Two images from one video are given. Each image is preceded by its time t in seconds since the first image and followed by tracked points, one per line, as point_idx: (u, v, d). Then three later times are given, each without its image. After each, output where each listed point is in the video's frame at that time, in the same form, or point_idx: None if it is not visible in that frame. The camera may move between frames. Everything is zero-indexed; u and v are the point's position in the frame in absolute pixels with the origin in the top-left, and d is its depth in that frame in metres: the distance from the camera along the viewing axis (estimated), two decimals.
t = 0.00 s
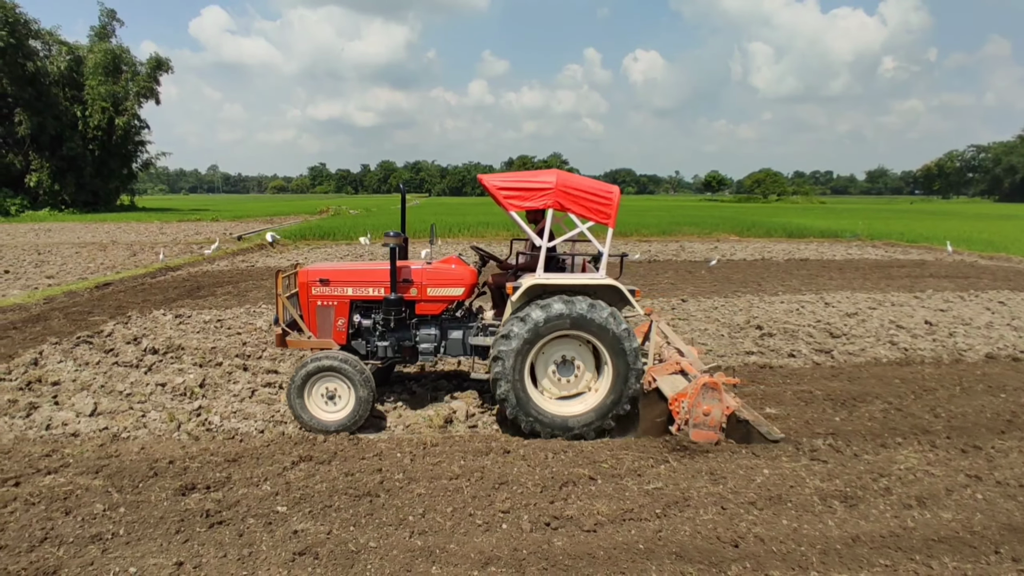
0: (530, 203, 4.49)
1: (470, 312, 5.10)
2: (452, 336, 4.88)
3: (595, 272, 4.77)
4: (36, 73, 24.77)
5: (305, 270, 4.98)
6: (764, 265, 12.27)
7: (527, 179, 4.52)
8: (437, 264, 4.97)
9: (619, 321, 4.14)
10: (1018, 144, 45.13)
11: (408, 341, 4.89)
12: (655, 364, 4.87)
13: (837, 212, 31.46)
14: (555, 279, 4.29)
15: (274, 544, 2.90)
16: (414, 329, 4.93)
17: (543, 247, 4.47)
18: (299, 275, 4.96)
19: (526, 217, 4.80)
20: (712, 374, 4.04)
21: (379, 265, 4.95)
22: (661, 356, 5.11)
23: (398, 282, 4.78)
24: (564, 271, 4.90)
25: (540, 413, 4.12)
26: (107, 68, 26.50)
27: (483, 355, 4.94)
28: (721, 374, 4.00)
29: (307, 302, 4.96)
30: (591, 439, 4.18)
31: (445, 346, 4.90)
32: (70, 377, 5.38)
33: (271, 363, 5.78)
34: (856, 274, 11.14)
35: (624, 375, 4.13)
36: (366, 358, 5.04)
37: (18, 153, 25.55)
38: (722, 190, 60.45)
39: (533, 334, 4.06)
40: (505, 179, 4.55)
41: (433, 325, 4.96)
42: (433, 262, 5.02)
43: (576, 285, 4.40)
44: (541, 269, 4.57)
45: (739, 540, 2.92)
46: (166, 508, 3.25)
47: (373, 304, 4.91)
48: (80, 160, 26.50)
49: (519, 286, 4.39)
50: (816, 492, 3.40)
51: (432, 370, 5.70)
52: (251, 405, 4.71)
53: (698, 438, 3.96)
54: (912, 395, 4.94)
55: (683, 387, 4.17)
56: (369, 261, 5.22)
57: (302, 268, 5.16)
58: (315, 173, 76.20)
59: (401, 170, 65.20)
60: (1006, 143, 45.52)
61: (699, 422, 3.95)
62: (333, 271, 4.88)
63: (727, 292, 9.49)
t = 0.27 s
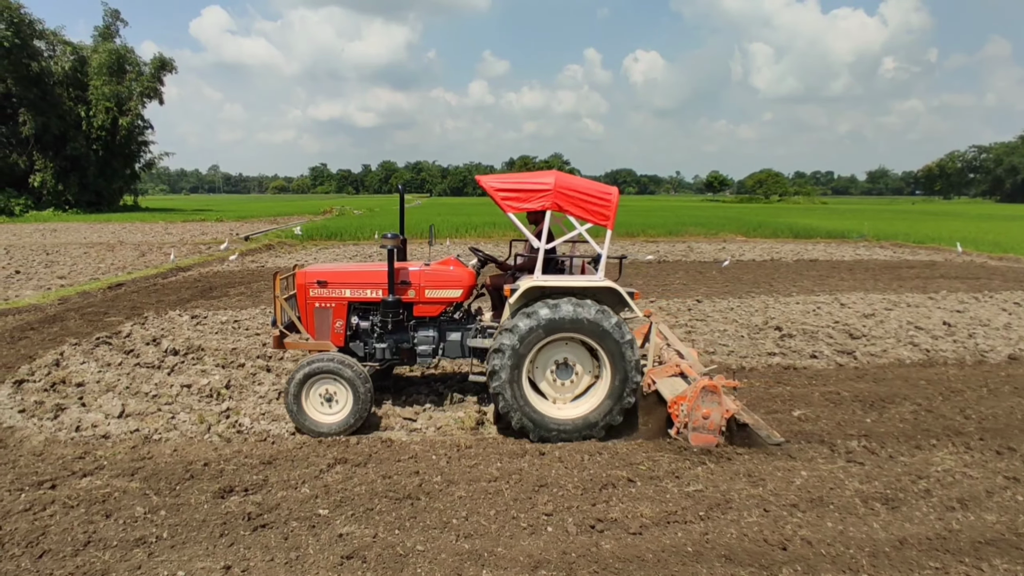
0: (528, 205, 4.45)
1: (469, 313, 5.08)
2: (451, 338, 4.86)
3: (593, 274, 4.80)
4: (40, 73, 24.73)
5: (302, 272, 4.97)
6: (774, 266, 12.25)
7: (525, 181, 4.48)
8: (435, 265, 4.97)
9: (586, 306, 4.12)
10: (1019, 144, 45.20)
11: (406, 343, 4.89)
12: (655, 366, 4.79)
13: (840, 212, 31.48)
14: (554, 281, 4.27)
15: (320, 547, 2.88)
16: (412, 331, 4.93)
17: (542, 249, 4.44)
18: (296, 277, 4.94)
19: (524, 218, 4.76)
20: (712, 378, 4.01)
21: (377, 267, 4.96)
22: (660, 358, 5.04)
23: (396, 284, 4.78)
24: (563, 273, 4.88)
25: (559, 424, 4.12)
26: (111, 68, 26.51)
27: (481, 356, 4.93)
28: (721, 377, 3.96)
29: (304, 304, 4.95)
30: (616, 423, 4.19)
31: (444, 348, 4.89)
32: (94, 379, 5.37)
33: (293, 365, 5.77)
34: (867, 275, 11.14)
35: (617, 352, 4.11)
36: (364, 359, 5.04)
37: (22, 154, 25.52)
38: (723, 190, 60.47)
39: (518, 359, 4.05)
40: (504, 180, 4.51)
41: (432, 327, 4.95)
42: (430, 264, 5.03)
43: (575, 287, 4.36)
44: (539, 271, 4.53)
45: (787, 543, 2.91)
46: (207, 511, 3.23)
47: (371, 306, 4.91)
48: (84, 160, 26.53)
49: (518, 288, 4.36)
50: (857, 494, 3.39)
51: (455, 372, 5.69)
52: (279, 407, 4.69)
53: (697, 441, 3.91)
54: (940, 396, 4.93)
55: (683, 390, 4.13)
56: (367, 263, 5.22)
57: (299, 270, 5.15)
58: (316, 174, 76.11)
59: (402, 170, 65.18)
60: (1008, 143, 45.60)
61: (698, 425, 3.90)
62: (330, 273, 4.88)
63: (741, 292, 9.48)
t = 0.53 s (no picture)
0: (528, 206, 4.44)
1: (468, 314, 5.08)
2: (450, 339, 4.86)
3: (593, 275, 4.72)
4: (45, 74, 24.73)
5: (299, 273, 4.93)
6: (784, 266, 12.27)
7: (524, 182, 4.46)
8: (434, 266, 4.96)
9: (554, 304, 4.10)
10: (1021, 145, 45.30)
11: (405, 344, 4.88)
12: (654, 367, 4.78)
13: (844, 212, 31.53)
14: (553, 282, 4.26)
15: (368, 548, 2.87)
16: (411, 332, 4.92)
17: (541, 250, 4.42)
18: (292, 278, 4.90)
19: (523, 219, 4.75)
20: (711, 379, 4.00)
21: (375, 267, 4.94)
22: (660, 358, 5.01)
23: (395, 285, 4.76)
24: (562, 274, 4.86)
25: (582, 423, 4.12)
26: (115, 69, 26.55)
27: (480, 358, 4.94)
28: (721, 378, 3.95)
29: (301, 306, 4.91)
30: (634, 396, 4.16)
31: (443, 350, 4.89)
32: (119, 380, 5.38)
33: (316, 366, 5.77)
34: (879, 275, 11.15)
35: (603, 334, 4.08)
36: (362, 361, 5.02)
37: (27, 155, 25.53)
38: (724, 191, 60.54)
39: (515, 383, 4.06)
40: (503, 181, 4.50)
41: (431, 328, 4.95)
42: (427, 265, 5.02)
43: (573, 288, 4.36)
44: (538, 272, 4.52)
45: (833, 543, 2.93)
46: (249, 512, 3.23)
47: (369, 307, 4.89)
48: (88, 161, 26.53)
49: (517, 289, 4.35)
50: (897, 493, 3.40)
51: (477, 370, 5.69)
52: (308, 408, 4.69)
53: (697, 443, 3.91)
54: (967, 396, 4.94)
55: (683, 392, 4.13)
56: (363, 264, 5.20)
57: (296, 271, 5.11)
58: (317, 175, 76.09)
59: (402, 171, 65.19)
60: (1009, 144, 45.71)
61: (697, 427, 3.91)
62: (328, 274, 4.86)
63: (754, 292, 9.48)
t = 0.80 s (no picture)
0: (526, 207, 4.48)
1: (465, 315, 5.10)
2: (448, 340, 4.88)
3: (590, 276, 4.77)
4: (50, 74, 24.75)
5: (298, 274, 4.97)
6: (794, 267, 12.30)
7: (523, 183, 4.51)
8: (432, 268, 4.99)
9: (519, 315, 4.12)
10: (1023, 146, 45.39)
11: (404, 345, 4.90)
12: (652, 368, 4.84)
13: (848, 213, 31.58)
14: (551, 283, 4.29)
15: (415, 546, 2.90)
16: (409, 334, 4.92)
17: (539, 251, 4.47)
18: (291, 280, 4.93)
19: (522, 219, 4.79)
20: (709, 379, 4.04)
21: (373, 269, 4.98)
22: (657, 359, 5.03)
23: (393, 287, 4.81)
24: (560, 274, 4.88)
25: (599, 411, 4.13)
26: (121, 70, 26.66)
27: (477, 358, 4.97)
28: (718, 378, 3.99)
29: (300, 307, 4.95)
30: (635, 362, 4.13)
31: (440, 350, 4.92)
32: (144, 380, 5.41)
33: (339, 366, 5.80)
34: (890, 276, 11.18)
35: (577, 323, 4.08)
36: (360, 362, 5.05)
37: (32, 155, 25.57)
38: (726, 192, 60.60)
39: (519, 405, 4.10)
40: (501, 182, 4.53)
41: (429, 329, 4.97)
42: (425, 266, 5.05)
43: (570, 289, 4.39)
44: (537, 273, 4.56)
45: (873, 541, 2.97)
46: (292, 511, 3.25)
47: (368, 309, 4.94)
48: (93, 161, 26.58)
49: (515, 290, 4.38)
50: (931, 492, 3.44)
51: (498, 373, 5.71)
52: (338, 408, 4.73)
53: (694, 442, 3.93)
54: (991, 397, 4.97)
55: (681, 391, 4.17)
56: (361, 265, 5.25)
57: (295, 273, 5.15)
58: (318, 175, 76.10)
59: (404, 171, 65.25)
60: (1012, 145, 45.80)
61: (695, 426, 3.93)
62: (327, 276, 4.90)
63: (767, 293, 9.51)
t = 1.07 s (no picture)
0: (516, 210, 4.46)
1: (459, 318, 5.13)
2: (442, 343, 4.92)
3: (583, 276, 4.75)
4: (55, 75, 24.85)
5: (289, 281, 4.94)
6: (803, 267, 12.32)
7: (512, 185, 4.48)
8: (425, 272, 5.01)
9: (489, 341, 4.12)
10: None
11: (398, 350, 4.93)
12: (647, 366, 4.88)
13: (852, 214, 31.62)
14: (542, 284, 4.30)
15: (459, 545, 2.92)
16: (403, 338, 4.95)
17: (530, 253, 4.45)
18: (281, 287, 4.90)
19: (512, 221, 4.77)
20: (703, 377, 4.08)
21: (364, 274, 4.97)
22: (652, 357, 5.05)
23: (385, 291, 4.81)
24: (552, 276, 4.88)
25: (606, 392, 4.16)
26: (126, 71, 26.86)
27: (472, 361, 5.01)
28: (712, 375, 4.03)
29: (292, 314, 4.93)
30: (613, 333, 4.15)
31: (435, 354, 4.96)
32: (167, 381, 5.44)
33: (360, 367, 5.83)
34: (900, 276, 11.21)
35: (543, 325, 4.09)
36: (354, 368, 5.06)
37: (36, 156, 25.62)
38: (728, 193, 60.66)
39: (528, 423, 4.13)
40: (490, 185, 4.51)
41: (423, 333, 5.01)
42: (417, 269, 5.07)
43: (560, 291, 4.41)
44: (528, 275, 4.54)
45: (913, 540, 2.99)
46: (331, 511, 3.26)
47: (360, 314, 4.94)
48: (97, 162, 26.66)
49: (507, 293, 4.41)
50: (963, 492, 3.47)
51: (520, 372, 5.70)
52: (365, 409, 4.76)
53: (689, 440, 3.99)
54: (1013, 397, 5.00)
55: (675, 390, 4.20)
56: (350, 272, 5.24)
57: (285, 279, 5.13)
58: (320, 176, 76.19)
59: (405, 171, 65.31)
60: (1013, 145, 45.91)
61: (690, 424, 3.98)
62: (319, 282, 4.89)
63: (779, 293, 9.54)
